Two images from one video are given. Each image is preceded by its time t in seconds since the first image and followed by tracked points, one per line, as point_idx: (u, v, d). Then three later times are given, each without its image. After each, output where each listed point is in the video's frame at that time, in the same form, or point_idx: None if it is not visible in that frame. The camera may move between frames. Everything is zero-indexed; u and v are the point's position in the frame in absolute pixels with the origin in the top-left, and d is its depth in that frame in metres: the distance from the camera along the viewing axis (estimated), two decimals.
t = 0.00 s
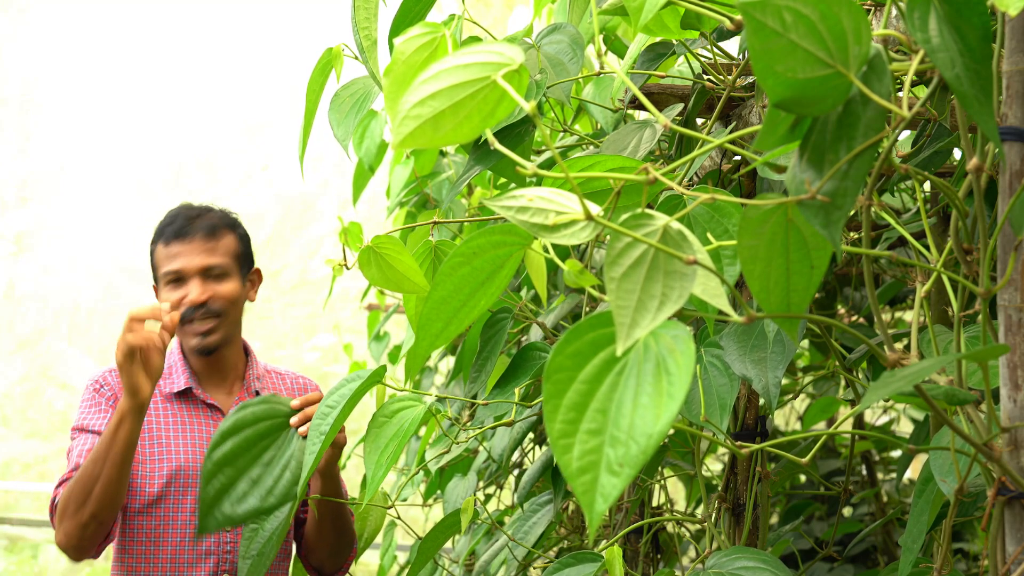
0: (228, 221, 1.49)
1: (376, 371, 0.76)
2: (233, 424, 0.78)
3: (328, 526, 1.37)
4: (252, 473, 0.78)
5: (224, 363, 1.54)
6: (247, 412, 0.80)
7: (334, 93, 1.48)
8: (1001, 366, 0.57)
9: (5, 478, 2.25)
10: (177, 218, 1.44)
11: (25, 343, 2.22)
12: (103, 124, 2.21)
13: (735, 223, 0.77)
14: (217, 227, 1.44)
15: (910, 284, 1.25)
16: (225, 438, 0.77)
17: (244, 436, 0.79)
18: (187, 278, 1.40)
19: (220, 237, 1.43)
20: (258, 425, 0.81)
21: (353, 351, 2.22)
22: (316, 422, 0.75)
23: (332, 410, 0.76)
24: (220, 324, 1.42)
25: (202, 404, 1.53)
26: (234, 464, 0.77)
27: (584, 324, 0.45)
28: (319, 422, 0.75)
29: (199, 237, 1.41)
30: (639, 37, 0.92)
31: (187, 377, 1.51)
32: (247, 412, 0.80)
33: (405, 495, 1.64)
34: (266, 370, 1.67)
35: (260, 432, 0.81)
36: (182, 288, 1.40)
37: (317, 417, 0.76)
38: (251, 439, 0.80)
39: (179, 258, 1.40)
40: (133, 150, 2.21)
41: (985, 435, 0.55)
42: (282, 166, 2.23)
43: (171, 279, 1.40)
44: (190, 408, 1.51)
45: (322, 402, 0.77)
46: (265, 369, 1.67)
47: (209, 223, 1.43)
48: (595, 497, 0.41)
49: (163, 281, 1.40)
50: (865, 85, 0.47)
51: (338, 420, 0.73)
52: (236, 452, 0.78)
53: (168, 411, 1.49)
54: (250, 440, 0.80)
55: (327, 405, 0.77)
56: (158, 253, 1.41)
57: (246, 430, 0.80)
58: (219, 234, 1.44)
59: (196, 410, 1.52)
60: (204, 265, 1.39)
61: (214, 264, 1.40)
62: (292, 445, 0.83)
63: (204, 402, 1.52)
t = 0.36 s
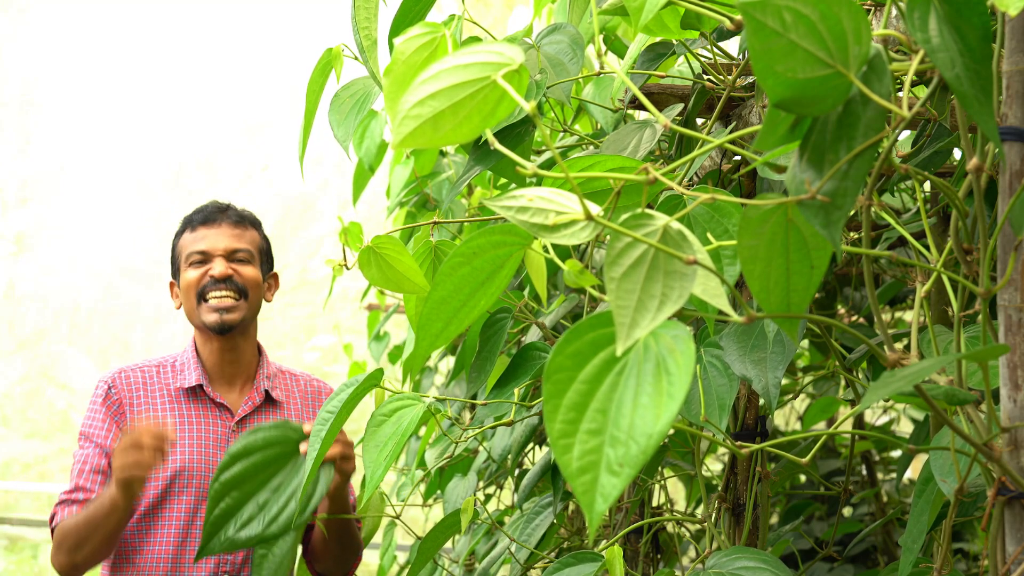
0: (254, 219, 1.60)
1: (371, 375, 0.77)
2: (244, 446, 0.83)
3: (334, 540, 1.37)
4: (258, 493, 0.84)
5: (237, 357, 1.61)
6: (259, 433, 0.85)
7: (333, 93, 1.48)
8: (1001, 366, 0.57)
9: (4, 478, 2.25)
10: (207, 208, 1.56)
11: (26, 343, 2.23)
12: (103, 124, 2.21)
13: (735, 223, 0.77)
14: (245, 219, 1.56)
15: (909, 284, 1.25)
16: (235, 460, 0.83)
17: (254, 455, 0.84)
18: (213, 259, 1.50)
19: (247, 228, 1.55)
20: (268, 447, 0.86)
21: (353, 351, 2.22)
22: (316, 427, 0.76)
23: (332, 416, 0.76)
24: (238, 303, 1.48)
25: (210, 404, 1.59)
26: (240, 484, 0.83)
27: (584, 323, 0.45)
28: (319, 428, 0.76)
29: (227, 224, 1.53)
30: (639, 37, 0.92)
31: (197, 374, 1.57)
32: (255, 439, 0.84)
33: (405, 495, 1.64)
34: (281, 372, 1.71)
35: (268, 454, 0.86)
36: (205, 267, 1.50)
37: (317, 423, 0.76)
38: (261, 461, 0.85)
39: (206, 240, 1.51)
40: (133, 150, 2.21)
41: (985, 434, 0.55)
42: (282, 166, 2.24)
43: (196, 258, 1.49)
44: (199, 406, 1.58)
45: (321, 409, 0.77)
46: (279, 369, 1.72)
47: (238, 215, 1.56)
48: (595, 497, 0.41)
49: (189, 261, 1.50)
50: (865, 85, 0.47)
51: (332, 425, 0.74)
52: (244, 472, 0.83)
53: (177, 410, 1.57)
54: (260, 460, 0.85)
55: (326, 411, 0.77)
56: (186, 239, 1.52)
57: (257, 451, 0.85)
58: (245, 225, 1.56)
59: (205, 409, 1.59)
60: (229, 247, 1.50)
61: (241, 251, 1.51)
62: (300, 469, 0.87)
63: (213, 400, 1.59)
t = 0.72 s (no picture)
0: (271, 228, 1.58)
1: (374, 369, 0.76)
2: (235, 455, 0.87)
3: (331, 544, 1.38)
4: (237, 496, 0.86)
5: (240, 363, 1.61)
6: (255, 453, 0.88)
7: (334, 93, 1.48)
8: (1001, 366, 0.57)
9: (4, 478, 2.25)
10: (225, 214, 1.53)
11: (26, 344, 2.23)
12: (103, 124, 2.21)
13: (736, 223, 0.77)
14: (262, 230, 1.54)
15: (909, 284, 1.25)
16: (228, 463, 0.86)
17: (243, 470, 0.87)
18: (226, 272, 1.48)
19: (263, 240, 1.54)
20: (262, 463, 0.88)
21: (353, 351, 2.21)
22: (316, 420, 0.76)
23: (330, 409, 0.77)
24: (246, 324, 1.50)
25: (209, 404, 1.59)
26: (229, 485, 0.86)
27: (584, 323, 0.45)
28: (317, 421, 0.76)
29: (245, 236, 1.51)
30: (639, 37, 0.92)
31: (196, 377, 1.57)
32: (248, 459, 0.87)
33: (405, 495, 1.64)
34: (281, 378, 1.72)
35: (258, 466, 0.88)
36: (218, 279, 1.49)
37: (317, 415, 0.77)
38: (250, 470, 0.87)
39: (222, 250, 1.49)
40: (133, 150, 2.21)
41: (985, 435, 0.55)
42: (282, 167, 2.23)
43: (208, 269, 1.48)
44: (197, 407, 1.58)
45: (320, 401, 0.78)
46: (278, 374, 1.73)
47: (256, 225, 1.53)
48: (595, 497, 0.41)
49: (201, 270, 1.48)
50: (865, 84, 0.47)
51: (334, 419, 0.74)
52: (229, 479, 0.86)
53: (176, 407, 1.56)
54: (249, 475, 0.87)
55: (326, 404, 0.78)
56: (200, 244, 1.50)
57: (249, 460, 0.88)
58: (262, 237, 1.54)
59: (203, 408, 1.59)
60: (244, 263, 1.49)
61: (253, 267, 1.50)
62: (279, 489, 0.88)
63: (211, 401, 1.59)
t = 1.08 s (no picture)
0: (251, 227, 1.49)
1: (376, 368, 0.76)
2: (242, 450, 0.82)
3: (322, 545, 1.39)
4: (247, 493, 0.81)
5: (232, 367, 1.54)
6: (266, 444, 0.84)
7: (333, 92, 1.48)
8: (1002, 367, 0.57)
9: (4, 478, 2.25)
10: (203, 220, 1.45)
11: (26, 344, 2.23)
12: (103, 124, 2.21)
13: (736, 222, 0.77)
14: (241, 233, 1.45)
15: (909, 284, 1.25)
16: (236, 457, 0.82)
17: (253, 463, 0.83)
18: (209, 283, 1.41)
19: (243, 244, 1.44)
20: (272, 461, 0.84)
21: (353, 351, 2.21)
22: (316, 418, 0.76)
23: (330, 406, 0.77)
24: (234, 333, 1.42)
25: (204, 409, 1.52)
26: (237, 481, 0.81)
27: (584, 323, 0.45)
28: (317, 419, 0.76)
29: (223, 243, 1.42)
30: (639, 37, 0.92)
31: (189, 381, 1.51)
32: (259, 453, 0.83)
33: (405, 495, 1.64)
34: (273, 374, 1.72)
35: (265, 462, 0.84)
36: (202, 291, 1.41)
37: (316, 413, 0.77)
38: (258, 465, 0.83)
39: (202, 261, 1.41)
40: (133, 150, 2.21)
41: (985, 435, 0.55)
42: (281, 166, 2.23)
43: (192, 281, 1.41)
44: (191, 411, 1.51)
45: (320, 399, 0.79)
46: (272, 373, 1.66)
47: (234, 228, 1.44)
48: (595, 497, 0.41)
49: (184, 283, 1.41)
50: (865, 85, 0.47)
51: (337, 416, 0.74)
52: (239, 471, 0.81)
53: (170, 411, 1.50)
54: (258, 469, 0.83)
55: (326, 402, 0.78)
56: (182, 254, 1.43)
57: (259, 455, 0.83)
58: (241, 241, 1.44)
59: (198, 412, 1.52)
60: (226, 272, 1.41)
61: (236, 273, 1.42)
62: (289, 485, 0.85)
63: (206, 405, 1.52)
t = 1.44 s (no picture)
0: (234, 228, 1.57)
1: (375, 372, 0.76)
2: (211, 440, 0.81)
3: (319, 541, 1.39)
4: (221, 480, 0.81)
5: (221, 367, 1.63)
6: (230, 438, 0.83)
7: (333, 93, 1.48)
8: (1001, 366, 0.57)
9: (4, 478, 2.25)
10: (187, 224, 1.51)
11: (26, 344, 2.23)
12: (103, 124, 2.21)
13: (736, 223, 0.77)
14: (226, 236, 1.53)
15: (909, 284, 1.25)
16: (203, 448, 0.81)
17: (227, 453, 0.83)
18: (197, 288, 1.48)
19: (229, 248, 1.52)
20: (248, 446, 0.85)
21: (353, 351, 2.22)
22: (317, 425, 0.76)
23: (332, 413, 0.77)
24: (227, 336, 1.51)
25: (190, 410, 1.62)
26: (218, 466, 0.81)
27: (584, 323, 0.45)
28: (319, 425, 0.76)
29: (210, 248, 1.50)
30: (639, 37, 0.92)
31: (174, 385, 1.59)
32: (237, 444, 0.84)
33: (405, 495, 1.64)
34: (263, 373, 1.74)
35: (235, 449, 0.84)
36: (190, 296, 1.49)
37: (318, 419, 0.77)
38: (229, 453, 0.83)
39: (189, 267, 1.48)
40: (133, 150, 2.21)
41: (985, 435, 0.55)
42: (281, 166, 2.23)
43: (180, 288, 1.48)
44: (177, 415, 1.61)
45: (322, 406, 0.78)
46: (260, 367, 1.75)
47: (219, 232, 1.52)
48: (595, 497, 0.41)
49: (172, 290, 1.48)
50: (865, 84, 0.47)
51: (337, 422, 0.74)
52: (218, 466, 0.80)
53: (156, 416, 1.59)
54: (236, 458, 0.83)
55: (327, 408, 0.78)
56: (168, 260, 1.49)
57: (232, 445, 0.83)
58: (227, 244, 1.52)
59: (183, 416, 1.61)
60: (214, 277, 1.49)
61: (225, 278, 1.50)
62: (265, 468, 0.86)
63: (191, 408, 1.61)
